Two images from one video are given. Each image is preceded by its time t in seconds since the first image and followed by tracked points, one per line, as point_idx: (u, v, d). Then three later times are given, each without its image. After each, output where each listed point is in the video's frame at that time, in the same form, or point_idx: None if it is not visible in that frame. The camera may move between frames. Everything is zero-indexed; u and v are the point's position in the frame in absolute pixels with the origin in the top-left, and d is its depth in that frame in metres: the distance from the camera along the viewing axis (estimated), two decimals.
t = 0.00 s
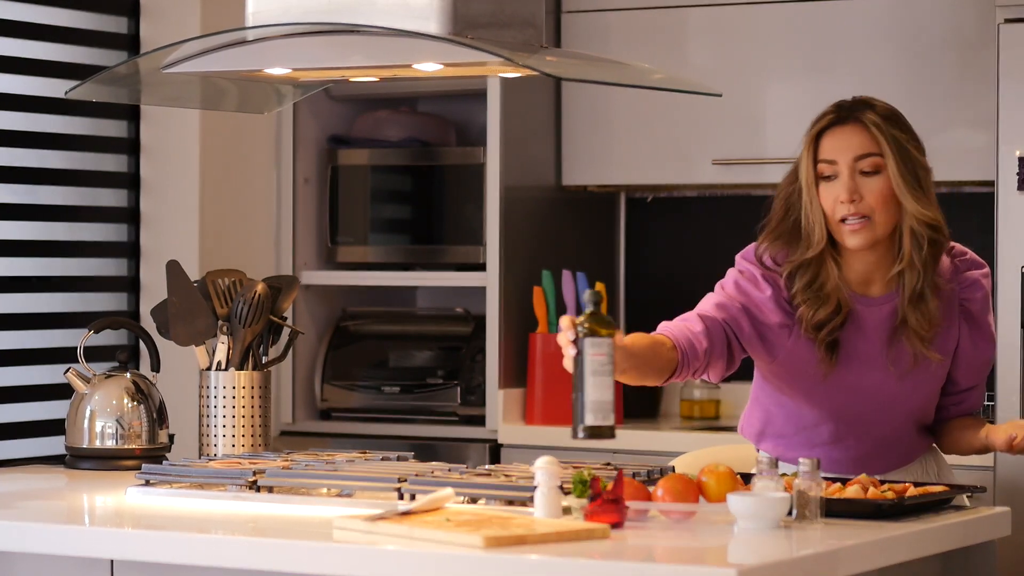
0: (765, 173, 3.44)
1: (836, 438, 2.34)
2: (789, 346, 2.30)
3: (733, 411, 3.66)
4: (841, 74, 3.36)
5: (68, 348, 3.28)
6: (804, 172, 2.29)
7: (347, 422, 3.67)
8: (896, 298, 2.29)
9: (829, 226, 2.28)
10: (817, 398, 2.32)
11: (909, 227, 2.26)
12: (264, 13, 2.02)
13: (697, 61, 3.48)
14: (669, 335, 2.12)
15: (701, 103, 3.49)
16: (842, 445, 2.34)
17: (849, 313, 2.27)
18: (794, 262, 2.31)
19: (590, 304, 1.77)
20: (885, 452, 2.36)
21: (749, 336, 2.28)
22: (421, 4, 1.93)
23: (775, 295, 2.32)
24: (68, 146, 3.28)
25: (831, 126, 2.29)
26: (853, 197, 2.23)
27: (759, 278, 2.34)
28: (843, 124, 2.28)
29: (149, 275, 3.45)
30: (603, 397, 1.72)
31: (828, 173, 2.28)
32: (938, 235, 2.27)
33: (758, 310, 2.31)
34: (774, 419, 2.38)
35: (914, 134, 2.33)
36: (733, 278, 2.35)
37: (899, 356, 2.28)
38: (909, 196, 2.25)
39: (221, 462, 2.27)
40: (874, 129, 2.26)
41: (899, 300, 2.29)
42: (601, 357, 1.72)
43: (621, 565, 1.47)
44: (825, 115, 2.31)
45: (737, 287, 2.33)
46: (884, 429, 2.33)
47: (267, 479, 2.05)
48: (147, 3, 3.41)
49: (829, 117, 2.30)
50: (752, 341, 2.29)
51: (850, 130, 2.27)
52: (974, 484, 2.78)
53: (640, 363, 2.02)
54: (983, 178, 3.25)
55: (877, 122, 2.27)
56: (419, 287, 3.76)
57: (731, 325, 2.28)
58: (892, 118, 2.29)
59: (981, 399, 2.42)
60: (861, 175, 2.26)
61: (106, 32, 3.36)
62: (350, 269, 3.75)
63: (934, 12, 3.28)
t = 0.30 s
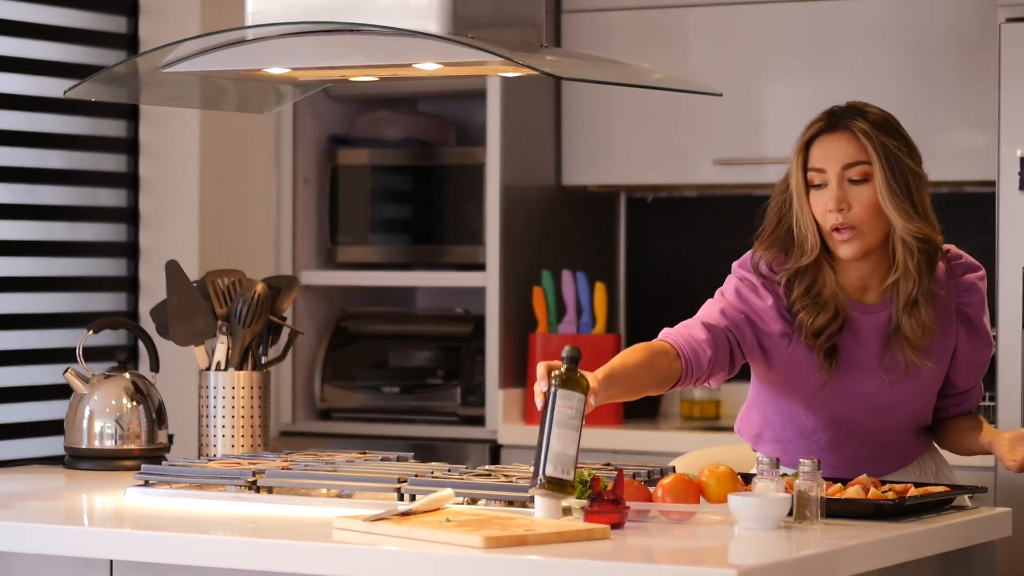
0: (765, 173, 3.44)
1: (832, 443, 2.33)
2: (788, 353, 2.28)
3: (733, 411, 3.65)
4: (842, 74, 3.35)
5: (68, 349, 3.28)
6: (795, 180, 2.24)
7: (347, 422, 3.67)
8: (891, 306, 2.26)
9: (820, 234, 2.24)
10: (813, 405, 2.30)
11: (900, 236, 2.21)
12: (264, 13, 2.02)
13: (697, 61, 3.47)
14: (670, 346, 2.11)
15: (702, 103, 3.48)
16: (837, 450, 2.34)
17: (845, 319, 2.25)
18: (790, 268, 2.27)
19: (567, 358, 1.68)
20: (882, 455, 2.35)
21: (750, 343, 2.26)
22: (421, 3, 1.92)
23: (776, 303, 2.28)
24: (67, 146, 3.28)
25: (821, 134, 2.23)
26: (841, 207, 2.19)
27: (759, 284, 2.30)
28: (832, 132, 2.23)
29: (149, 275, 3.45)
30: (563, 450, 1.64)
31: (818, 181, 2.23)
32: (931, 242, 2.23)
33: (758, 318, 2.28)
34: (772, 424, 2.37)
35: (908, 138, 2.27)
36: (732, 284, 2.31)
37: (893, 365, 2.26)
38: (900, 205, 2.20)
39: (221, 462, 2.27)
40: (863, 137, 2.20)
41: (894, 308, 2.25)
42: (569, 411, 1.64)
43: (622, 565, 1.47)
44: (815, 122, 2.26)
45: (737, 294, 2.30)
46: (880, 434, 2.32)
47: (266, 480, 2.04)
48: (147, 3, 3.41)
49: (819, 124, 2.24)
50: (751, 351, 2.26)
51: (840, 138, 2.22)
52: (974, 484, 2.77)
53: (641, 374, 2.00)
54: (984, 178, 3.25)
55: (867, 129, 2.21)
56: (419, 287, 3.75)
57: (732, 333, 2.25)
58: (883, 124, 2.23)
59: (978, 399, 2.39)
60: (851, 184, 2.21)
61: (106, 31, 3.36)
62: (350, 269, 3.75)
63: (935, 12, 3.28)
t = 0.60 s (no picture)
0: (765, 173, 3.44)
1: (828, 444, 2.32)
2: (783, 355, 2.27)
3: (733, 411, 3.65)
4: (842, 74, 3.35)
5: (68, 349, 3.28)
6: (790, 180, 2.25)
7: (347, 422, 3.67)
8: (886, 306, 2.26)
9: (816, 234, 2.25)
10: (809, 406, 2.30)
11: (895, 234, 2.21)
12: (264, 13, 2.02)
13: (697, 61, 3.47)
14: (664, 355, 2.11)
15: (701, 103, 3.48)
16: (834, 451, 2.33)
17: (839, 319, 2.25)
18: (783, 270, 2.27)
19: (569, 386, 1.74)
20: (879, 457, 2.34)
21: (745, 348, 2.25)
22: (421, 3, 1.92)
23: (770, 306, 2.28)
24: (67, 146, 3.28)
25: (815, 134, 2.25)
26: (836, 206, 2.20)
27: (752, 287, 2.29)
28: (826, 133, 2.24)
29: (149, 275, 3.45)
30: (579, 481, 1.73)
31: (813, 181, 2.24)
32: (925, 240, 2.24)
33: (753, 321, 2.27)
34: (768, 426, 2.36)
35: (902, 138, 2.27)
36: (726, 289, 2.31)
37: (889, 366, 2.25)
38: (894, 203, 2.21)
39: (221, 462, 2.27)
40: (857, 137, 2.21)
41: (890, 307, 2.25)
42: (579, 440, 1.71)
43: (622, 565, 1.47)
44: (809, 124, 2.27)
45: (730, 298, 2.29)
46: (877, 435, 2.31)
47: (267, 480, 2.04)
48: (148, 3, 3.41)
49: (813, 125, 2.26)
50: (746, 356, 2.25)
51: (833, 138, 2.23)
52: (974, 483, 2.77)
53: (642, 380, 2.02)
54: (984, 178, 3.25)
55: (861, 129, 2.22)
56: (419, 287, 3.75)
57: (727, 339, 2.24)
58: (876, 124, 2.24)
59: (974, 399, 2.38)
60: (846, 183, 2.22)
61: (106, 31, 3.36)
62: (350, 269, 3.75)
63: (935, 12, 3.28)
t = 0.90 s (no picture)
0: (765, 173, 3.44)
1: (826, 441, 2.31)
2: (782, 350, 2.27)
3: (733, 411, 3.66)
4: (841, 74, 3.35)
5: (68, 349, 3.28)
6: (781, 178, 2.24)
7: (347, 422, 3.67)
8: (881, 300, 2.26)
9: (809, 231, 2.24)
10: (806, 402, 2.29)
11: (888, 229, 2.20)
12: (264, 13, 2.02)
13: (697, 61, 3.47)
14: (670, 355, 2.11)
15: (701, 103, 3.48)
16: (832, 448, 2.32)
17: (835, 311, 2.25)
18: (778, 267, 2.27)
19: (582, 388, 1.74)
20: (877, 453, 2.33)
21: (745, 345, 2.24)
22: (421, 3, 1.92)
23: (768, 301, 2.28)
24: (67, 146, 3.28)
25: (805, 131, 2.23)
26: (829, 203, 2.18)
27: (749, 284, 2.29)
28: (816, 129, 2.22)
29: (149, 275, 3.45)
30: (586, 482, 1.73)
31: (805, 178, 2.23)
32: (919, 233, 2.23)
33: (750, 318, 2.27)
34: (766, 424, 2.35)
35: (893, 131, 2.26)
36: (723, 287, 2.31)
37: (886, 359, 2.24)
38: (886, 198, 2.19)
39: (221, 462, 2.27)
40: (847, 133, 2.20)
41: (884, 300, 2.25)
42: (590, 442, 1.71)
43: (622, 565, 1.47)
44: (798, 120, 2.25)
45: (728, 295, 2.29)
46: (874, 431, 2.30)
47: (267, 480, 2.04)
48: (147, 4, 3.41)
49: (803, 122, 2.24)
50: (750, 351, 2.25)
51: (825, 135, 2.21)
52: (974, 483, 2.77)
53: (650, 381, 2.03)
54: (984, 178, 3.25)
55: (850, 125, 2.20)
56: (419, 287, 3.75)
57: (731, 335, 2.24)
58: (867, 119, 2.22)
59: (971, 394, 2.38)
60: (838, 180, 2.20)
61: (106, 31, 3.36)
62: (350, 270, 3.75)
63: (935, 12, 3.28)
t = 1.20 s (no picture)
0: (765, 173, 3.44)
1: (827, 437, 2.31)
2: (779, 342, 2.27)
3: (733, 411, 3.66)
4: (841, 75, 3.35)
5: (68, 348, 3.28)
6: (781, 172, 2.24)
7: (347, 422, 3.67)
8: (883, 290, 2.26)
9: (809, 224, 2.24)
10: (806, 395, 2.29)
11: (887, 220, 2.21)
12: (264, 13, 2.02)
13: (697, 60, 3.47)
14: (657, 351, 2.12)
15: (701, 103, 3.48)
16: (833, 443, 2.31)
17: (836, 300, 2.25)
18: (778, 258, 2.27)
19: (579, 387, 1.74)
20: (879, 450, 2.32)
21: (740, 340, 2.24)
22: (421, 3, 1.92)
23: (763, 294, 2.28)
24: (67, 146, 3.28)
25: (803, 126, 2.23)
26: (828, 196, 2.19)
27: (745, 277, 2.29)
28: (815, 123, 2.23)
29: (149, 276, 3.45)
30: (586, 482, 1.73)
31: (805, 172, 2.23)
32: (919, 224, 2.23)
33: (745, 311, 2.27)
34: (767, 420, 2.35)
35: (892, 122, 2.25)
36: (718, 283, 2.31)
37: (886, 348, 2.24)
38: (885, 190, 2.19)
39: (221, 462, 2.27)
40: (845, 127, 2.20)
41: (886, 291, 2.25)
42: (589, 442, 1.72)
43: (622, 565, 1.47)
44: (797, 114, 2.25)
45: (723, 291, 2.30)
46: (874, 427, 2.29)
47: (267, 480, 2.04)
48: (148, 4, 3.41)
49: (801, 116, 2.24)
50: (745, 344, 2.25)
51: (823, 129, 2.22)
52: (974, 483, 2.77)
53: (642, 376, 2.03)
54: (984, 178, 3.25)
55: (848, 118, 2.20)
56: (419, 287, 3.75)
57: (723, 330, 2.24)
58: (865, 113, 2.22)
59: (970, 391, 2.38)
60: (836, 173, 2.21)
61: (106, 31, 3.36)
62: (350, 270, 3.75)
63: (935, 12, 3.28)
